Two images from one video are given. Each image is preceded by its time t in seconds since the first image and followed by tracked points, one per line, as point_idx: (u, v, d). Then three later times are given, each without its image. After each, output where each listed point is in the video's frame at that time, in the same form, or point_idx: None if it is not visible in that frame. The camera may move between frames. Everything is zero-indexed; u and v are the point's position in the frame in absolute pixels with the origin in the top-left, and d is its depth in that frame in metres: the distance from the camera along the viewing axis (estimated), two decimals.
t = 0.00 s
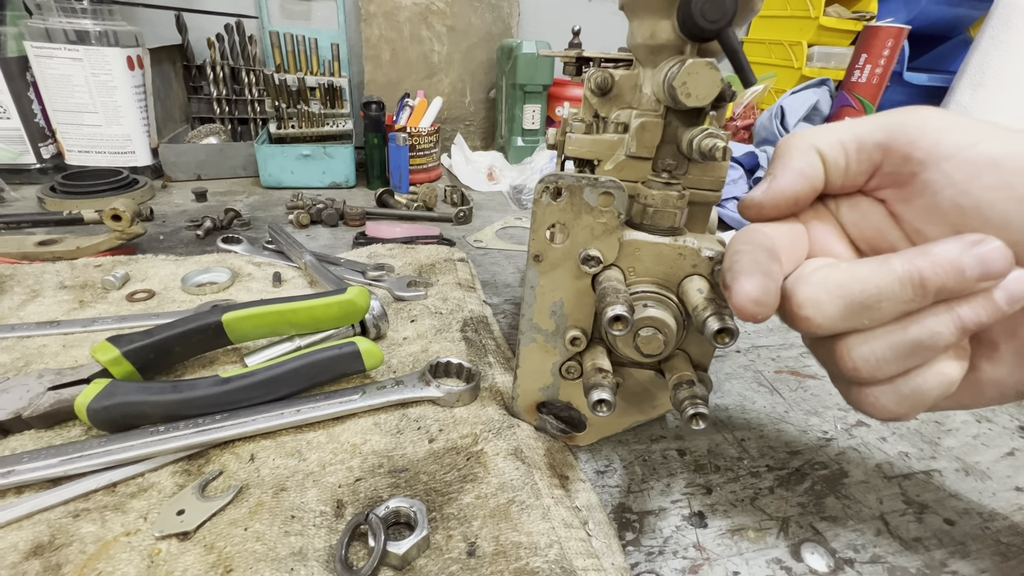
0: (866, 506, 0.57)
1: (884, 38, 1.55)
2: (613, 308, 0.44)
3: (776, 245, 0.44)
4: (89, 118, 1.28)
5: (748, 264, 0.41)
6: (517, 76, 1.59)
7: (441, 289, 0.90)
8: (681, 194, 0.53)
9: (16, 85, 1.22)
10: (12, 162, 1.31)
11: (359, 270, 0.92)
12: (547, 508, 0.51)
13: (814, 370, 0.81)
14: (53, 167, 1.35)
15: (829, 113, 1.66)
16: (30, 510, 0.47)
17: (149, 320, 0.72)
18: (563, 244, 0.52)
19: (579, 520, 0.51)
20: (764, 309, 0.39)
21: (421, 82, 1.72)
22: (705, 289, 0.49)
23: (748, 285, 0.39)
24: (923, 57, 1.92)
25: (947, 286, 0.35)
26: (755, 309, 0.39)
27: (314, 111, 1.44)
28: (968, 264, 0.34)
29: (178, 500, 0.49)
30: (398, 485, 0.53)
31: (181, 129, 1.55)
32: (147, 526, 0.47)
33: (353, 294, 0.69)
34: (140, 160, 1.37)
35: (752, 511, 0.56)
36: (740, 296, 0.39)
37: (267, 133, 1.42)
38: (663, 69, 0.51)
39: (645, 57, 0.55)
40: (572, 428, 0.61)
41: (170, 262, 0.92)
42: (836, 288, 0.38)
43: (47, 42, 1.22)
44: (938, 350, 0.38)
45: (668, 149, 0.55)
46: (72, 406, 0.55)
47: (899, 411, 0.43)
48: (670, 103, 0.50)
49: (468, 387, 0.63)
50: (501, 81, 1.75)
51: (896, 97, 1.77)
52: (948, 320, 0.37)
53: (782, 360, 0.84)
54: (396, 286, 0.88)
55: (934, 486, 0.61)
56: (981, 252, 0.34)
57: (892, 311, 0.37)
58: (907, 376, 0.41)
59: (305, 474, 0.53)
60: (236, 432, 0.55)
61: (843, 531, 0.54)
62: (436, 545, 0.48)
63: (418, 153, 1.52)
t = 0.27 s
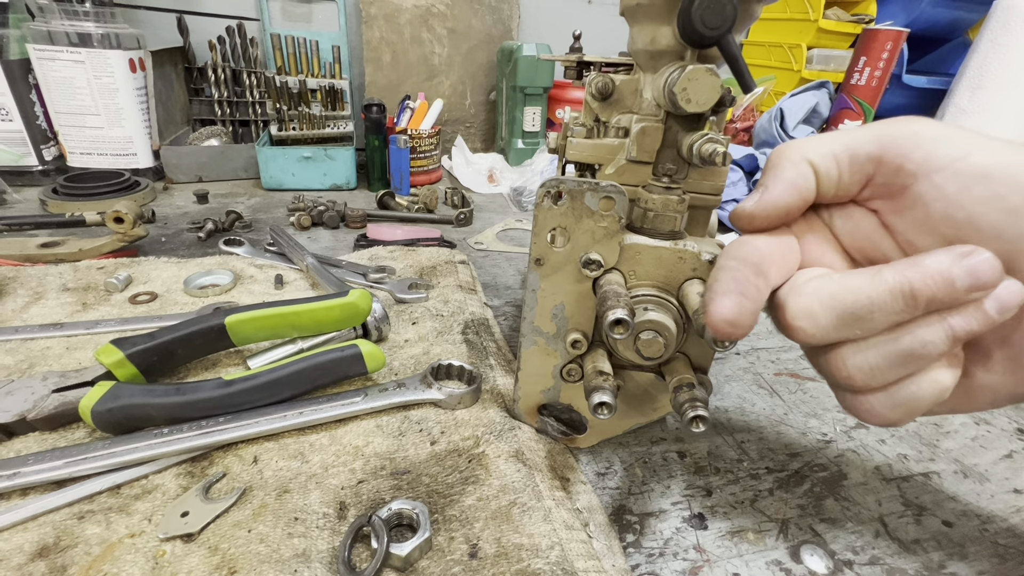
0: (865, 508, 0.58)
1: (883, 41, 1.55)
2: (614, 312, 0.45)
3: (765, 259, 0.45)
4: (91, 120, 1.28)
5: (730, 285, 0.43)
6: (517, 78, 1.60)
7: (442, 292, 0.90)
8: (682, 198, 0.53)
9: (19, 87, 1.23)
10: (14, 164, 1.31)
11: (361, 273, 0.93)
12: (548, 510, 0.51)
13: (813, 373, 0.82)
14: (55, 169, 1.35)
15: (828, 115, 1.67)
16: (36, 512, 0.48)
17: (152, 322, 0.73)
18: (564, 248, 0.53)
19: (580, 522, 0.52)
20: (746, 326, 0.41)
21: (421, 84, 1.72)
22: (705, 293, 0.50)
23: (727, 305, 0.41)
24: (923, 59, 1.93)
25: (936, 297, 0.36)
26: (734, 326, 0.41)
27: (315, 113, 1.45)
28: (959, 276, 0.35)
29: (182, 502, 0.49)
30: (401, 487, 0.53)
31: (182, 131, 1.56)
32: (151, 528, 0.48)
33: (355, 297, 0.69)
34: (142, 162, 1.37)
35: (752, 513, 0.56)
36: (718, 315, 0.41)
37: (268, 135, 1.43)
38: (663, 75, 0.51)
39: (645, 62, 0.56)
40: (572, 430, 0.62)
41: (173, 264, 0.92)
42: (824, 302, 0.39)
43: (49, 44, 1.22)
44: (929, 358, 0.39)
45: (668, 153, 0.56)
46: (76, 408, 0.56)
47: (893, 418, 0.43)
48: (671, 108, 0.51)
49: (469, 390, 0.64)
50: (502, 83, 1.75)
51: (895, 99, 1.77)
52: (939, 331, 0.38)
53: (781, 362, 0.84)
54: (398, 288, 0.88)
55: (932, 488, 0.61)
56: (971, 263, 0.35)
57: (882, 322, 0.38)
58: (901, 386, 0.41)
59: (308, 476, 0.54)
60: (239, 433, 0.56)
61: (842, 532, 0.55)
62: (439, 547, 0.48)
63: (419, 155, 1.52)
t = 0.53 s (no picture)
0: (872, 511, 0.58)
1: (886, 44, 1.56)
2: (626, 317, 0.45)
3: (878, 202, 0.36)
4: (98, 122, 1.29)
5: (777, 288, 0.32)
6: (520, 81, 1.60)
7: (449, 294, 0.91)
8: (691, 203, 0.54)
9: (26, 90, 1.23)
10: (21, 167, 1.32)
11: (368, 275, 0.93)
12: (559, 512, 0.51)
13: (818, 375, 0.82)
14: (61, 171, 1.36)
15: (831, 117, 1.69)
16: (51, 515, 0.48)
17: (163, 325, 0.73)
18: (575, 252, 0.53)
19: (590, 524, 0.52)
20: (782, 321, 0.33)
21: (425, 86, 1.73)
22: (715, 297, 0.50)
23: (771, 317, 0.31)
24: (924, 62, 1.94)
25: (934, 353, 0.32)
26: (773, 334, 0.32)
27: (320, 116, 1.45)
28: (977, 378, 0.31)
29: (197, 504, 0.50)
30: (413, 490, 0.54)
31: (188, 134, 1.56)
32: (167, 530, 0.48)
33: (364, 300, 0.70)
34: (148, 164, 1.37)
35: (760, 516, 0.57)
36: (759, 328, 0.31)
37: (273, 137, 1.43)
38: (673, 81, 0.52)
39: (655, 68, 0.56)
40: (581, 433, 0.61)
41: (181, 267, 0.92)
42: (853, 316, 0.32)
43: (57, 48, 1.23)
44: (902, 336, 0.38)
45: (678, 159, 0.56)
46: (91, 411, 0.56)
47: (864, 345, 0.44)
48: (681, 115, 0.51)
49: (479, 392, 0.64)
50: (505, 86, 1.75)
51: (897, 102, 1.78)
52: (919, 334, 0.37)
53: (787, 364, 0.85)
54: (405, 291, 0.89)
55: (938, 491, 0.61)
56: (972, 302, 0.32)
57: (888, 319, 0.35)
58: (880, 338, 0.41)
59: (321, 478, 0.54)
60: (252, 436, 0.56)
61: (850, 535, 0.55)
62: (452, 549, 0.48)
63: (423, 158, 1.53)
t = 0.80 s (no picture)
0: (850, 510, 0.59)
1: (877, 47, 1.57)
2: (602, 319, 0.46)
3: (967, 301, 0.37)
4: (92, 125, 1.30)
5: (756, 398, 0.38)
6: (514, 83, 1.61)
7: (439, 296, 0.92)
8: (670, 207, 0.55)
9: (21, 93, 1.24)
10: (16, 169, 1.32)
11: (358, 277, 0.94)
12: (539, 511, 0.52)
13: (803, 377, 0.83)
14: (56, 173, 1.37)
15: (824, 120, 1.73)
16: (37, 514, 0.49)
17: (152, 326, 0.74)
18: (556, 255, 0.54)
19: (570, 523, 0.53)
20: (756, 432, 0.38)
21: (420, 88, 1.74)
22: (692, 300, 0.51)
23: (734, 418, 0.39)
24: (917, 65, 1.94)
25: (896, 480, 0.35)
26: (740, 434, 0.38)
27: (315, 118, 1.46)
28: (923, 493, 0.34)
29: (181, 503, 0.51)
30: (395, 489, 0.55)
31: (183, 136, 1.57)
32: (151, 529, 0.49)
33: (352, 301, 0.71)
34: (142, 166, 1.38)
35: (739, 515, 0.57)
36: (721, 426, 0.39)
37: (268, 140, 1.44)
38: (652, 88, 0.53)
39: (635, 74, 0.57)
40: (564, 434, 0.62)
41: (173, 269, 0.93)
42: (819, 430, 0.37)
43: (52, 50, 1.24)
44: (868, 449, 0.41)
45: (658, 163, 0.57)
46: (78, 411, 0.57)
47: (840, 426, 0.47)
48: (659, 120, 0.52)
49: (464, 393, 0.65)
50: (500, 88, 1.76)
51: (890, 104, 1.79)
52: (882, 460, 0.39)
53: (772, 366, 0.85)
54: (394, 292, 0.90)
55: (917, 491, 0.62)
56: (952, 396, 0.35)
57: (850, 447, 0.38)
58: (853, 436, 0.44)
59: (305, 478, 0.55)
60: (237, 436, 0.57)
61: (827, 534, 0.56)
62: (432, 547, 0.49)
63: (417, 160, 1.54)
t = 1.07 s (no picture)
0: (863, 506, 0.58)
1: (883, 42, 1.56)
2: (613, 309, 0.45)
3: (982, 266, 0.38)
4: (92, 119, 1.29)
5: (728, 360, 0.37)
6: (517, 78, 1.60)
7: (443, 290, 0.90)
8: (681, 197, 0.54)
9: (21, 86, 1.23)
10: (16, 163, 1.31)
11: (361, 271, 0.93)
12: (547, 506, 0.51)
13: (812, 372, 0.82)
14: (56, 167, 1.36)
15: (829, 116, 1.69)
16: (36, 508, 0.48)
17: (153, 319, 0.73)
18: (564, 245, 0.53)
19: (579, 518, 0.52)
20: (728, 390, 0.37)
21: (422, 83, 1.72)
22: (704, 291, 0.50)
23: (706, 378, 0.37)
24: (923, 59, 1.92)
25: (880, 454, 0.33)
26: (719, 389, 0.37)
27: (317, 113, 1.45)
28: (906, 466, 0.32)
29: (183, 497, 0.50)
30: (401, 483, 0.54)
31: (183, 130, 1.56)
32: (153, 523, 0.48)
33: (356, 294, 0.70)
34: (143, 161, 1.37)
35: (751, 510, 0.56)
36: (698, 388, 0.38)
37: (269, 134, 1.43)
38: (663, 74, 0.52)
39: (645, 61, 0.56)
40: (572, 428, 0.61)
41: (174, 263, 0.92)
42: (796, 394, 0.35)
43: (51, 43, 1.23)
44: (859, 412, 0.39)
45: (668, 152, 0.56)
46: (78, 404, 0.56)
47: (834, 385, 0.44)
48: (670, 107, 0.51)
49: (469, 387, 0.64)
50: (502, 83, 1.75)
51: (896, 100, 1.77)
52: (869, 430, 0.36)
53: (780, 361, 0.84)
54: (398, 287, 0.89)
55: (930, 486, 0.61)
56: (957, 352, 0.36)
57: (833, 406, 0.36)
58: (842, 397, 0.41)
59: (309, 472, 0.54)
60: (240, 430, 0.56)
61: (841, 530, 0.55)
62: (438, 542, 0.48)
63: (419, 155, 1.53)
